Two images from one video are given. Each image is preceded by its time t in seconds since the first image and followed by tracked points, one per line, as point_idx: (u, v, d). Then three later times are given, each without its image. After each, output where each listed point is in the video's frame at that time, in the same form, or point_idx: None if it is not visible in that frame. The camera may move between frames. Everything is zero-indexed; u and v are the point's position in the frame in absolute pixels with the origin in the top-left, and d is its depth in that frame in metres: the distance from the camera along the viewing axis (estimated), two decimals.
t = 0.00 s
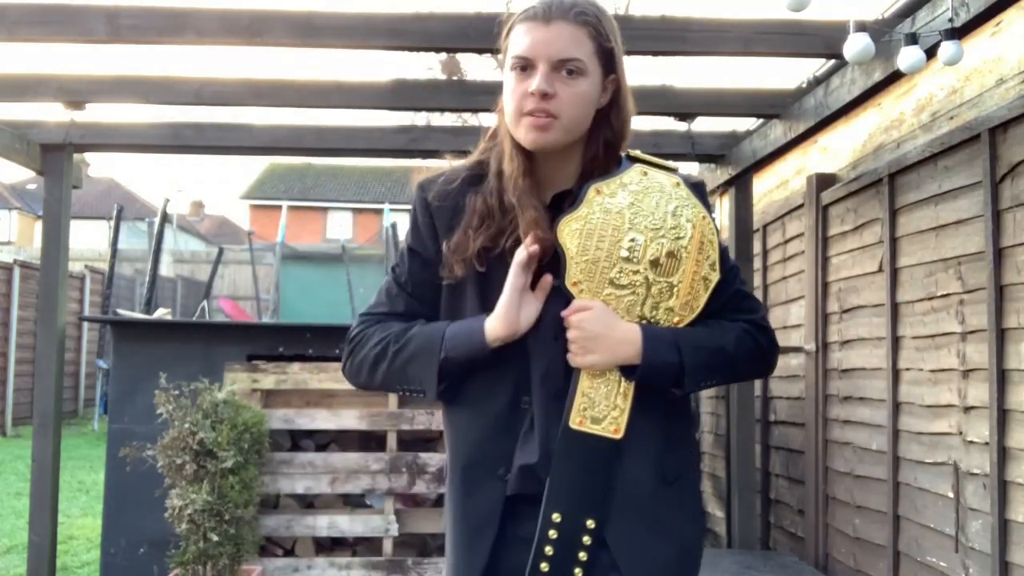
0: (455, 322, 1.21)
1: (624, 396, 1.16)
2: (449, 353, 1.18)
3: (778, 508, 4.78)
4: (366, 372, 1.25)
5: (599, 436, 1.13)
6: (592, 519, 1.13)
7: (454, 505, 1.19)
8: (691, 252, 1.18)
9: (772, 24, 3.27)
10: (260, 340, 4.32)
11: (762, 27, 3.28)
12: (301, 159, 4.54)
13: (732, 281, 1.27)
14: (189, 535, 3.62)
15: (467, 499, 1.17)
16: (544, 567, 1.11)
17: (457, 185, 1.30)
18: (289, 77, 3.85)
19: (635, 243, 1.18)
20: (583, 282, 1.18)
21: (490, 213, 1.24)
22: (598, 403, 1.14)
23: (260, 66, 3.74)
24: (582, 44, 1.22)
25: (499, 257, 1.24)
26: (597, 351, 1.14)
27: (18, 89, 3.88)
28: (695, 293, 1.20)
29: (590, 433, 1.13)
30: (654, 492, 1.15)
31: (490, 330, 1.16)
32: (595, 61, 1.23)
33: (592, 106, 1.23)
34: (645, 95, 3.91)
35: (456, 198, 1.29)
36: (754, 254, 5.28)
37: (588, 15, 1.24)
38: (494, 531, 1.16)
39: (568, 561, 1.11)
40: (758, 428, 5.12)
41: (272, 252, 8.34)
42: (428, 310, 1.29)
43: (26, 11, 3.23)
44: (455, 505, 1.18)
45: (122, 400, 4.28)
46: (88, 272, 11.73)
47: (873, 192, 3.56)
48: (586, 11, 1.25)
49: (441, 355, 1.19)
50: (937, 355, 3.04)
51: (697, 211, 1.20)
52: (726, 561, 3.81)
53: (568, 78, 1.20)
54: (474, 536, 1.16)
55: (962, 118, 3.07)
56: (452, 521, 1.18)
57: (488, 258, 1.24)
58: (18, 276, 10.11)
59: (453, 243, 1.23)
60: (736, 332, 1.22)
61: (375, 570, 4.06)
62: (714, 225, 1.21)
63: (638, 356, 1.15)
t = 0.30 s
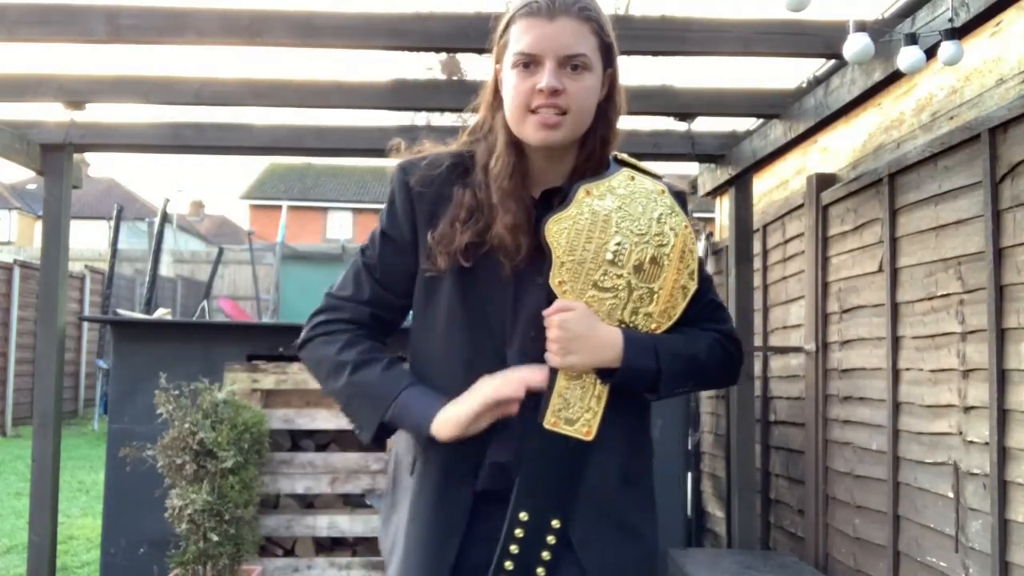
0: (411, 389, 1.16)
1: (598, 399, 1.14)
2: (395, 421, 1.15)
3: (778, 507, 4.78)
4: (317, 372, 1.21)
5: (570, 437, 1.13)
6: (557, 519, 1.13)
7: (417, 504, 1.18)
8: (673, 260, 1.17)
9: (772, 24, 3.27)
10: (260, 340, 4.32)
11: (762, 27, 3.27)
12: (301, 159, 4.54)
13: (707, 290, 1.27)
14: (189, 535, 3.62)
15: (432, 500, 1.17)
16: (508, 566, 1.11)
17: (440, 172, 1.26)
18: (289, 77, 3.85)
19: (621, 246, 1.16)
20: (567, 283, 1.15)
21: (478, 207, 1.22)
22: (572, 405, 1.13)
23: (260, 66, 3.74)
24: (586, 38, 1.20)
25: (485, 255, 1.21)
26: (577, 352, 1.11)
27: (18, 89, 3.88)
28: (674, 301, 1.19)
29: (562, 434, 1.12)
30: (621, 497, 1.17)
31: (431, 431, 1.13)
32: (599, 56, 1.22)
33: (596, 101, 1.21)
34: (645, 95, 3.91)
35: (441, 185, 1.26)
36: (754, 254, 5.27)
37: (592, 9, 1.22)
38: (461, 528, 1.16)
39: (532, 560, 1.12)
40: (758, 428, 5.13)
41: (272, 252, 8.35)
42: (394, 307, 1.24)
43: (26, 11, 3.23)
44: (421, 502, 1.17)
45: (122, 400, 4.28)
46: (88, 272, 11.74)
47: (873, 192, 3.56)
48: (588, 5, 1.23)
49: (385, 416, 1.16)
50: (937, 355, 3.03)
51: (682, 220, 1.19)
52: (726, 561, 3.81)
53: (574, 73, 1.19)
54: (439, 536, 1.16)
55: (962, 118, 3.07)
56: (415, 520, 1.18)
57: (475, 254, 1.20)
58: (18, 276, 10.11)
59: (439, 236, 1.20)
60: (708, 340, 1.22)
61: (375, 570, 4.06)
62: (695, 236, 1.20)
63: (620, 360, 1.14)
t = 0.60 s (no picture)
0: (391, 419, 1.05)
1: (556, 412, 1.12)
2: (369, 455, 1.04)
3: (778, 508, 4.79)
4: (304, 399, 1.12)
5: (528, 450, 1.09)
6: (510, 529, 1.10)
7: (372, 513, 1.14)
8: (635, 276, 1.14)
9: (772, 24, 3.27)
10: (259, 340, 4.32)
11: (762, 27, 3.27)
12: (301, 159, 4.54)
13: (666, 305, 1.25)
14: (189, 535, 3.62)
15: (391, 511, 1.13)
16: None
17: (413, 182, 1.21)
18: (290, 77, 3.85)
19: (584, 261, 1.12)
20: (530, 296, 1.12)
21: (453, 225, 1.17)
22: (530, 418, 1.10)
23: (260, 66, 3.74)
24: (563, 58, 1.17)
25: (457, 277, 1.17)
26: (539, 365, 1.09)
27: (18, 89, 3.88)
28: (635, 315, 1.16)
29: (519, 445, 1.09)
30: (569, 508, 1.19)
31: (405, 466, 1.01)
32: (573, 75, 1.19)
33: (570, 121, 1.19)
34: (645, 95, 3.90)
35: (413, 196, 1.20)
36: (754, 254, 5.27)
37: (565, 27, 1.20)
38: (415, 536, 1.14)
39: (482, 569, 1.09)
40: (758, 428, 5.12)
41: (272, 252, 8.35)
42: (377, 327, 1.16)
43: (26, 11, 3.23)
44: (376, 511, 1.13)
45: (122, 400, 4.28)
46: (88, 272, 11.74)
47: (873, 192, 3.56)
48: (561, 22, 1.20)
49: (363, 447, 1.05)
50: (937, 354, 3.04)
51: (643, 236, 1.15)
52: (726, 561, 3.81)
53: (553, 93, 1.16)
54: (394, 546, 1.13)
55: (962, 118, 3.07)
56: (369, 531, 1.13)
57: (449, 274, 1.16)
58: (18, 276, 10.11)
59: (413, 252, 1.15)
60: (667, 358, 1.20)
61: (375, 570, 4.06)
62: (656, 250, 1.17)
63: (580, 375, 1.11)
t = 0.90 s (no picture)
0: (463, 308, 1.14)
1: (536, 408, 1.17)
2: (466, 343, 1.11)
3: (778, 508, 4.79)
4: (371, 390, 1.14)
5: (506, 445, 1.15)
6: (497, 525, 1.14)
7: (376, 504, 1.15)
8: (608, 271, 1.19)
9: (772, 24, 3.27)
10: (260, 340, 4.33)
11: (762, 27, 3.27)
12: (301, 159, 4.54)
13: (650, 304, 1.28)
14: (189, 535, 3.62)
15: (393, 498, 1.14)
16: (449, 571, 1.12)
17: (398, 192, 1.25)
18: (290, 77, 3.85)
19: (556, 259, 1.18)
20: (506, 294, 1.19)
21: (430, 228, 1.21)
22: (508, 413, 1.16)
23: (260, 66, 3.74)
24: (512, 61, 1.22)
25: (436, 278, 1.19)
26: (515, 356, 1.15)
27: (18, 89, 3.88)
28: (611, 310, 1.22)
29: (499, 441, 1.14)
30: (564, 503, 1.18)
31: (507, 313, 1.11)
32: (523, 73, 1.24)
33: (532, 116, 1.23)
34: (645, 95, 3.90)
35: (396, 204, 1.24)
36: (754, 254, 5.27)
37: (505, 32, 1.25)
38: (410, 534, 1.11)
39: (472, 566, 1.12)
40: (758, 428, 5.12)
41: (272, 253, 8.35)
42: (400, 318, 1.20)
43: (26, 11, 3.23)
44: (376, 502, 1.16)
45: (122, 400, 4.27)
46: (88, 272, 11.75)
47: (873, 192, 3.56)
48: (501, 29, 1.25)
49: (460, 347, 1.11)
50: (937, 355, 3.03)
51: (617, 233, 1.21)
52: (726, 561, 3.81)
53: (506, 94, 1.20)
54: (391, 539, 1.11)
55: (962, 118, 3.07)
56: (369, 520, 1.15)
57: (427, 275, 1.18)
58: (18, 276, 10.11)
59: (392, 256, 1.18)
60: (645, 354, 1.23)
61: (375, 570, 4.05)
62: (633, 246, 1.22)
63: (552, 369, 1.15)
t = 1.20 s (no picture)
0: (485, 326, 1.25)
1: (565, 428, 1.21)
2: (489, 360, 1.21)
3: (778, 508, 4.79)
4: (409, 415, 1.25)
5: (539, 463, 1.19)
6: (537, 540, 1.17)
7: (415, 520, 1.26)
8: (625, 296, 1.24)
9: (772, 24, 3.27)
10: (260, 340, 4.33)
11: (762, 27, 3.27)
12: (301, 159, 4.54)
13: (676, 324, 1.31)
14: (189, 535, 3.62)
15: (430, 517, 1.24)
16: None
17: (431, 236, 1.37)
18: (290, 77, 3.85)
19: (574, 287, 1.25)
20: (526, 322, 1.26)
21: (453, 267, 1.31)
22: (540, 434, 1.20)
23: (260, 66, 3.74)
24: (525, 99, 1.30)
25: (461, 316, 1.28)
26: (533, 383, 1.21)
27: (18, 88, 3.88)
28: (631, 331, 1.25)
29: (529, 461, 1.19)
30: (604, 525, 1.21)
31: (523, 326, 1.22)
32: (539, 111, 1.32)
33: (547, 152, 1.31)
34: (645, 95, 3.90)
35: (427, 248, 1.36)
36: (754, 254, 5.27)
37: (521, 75, 1.33)
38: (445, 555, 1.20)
39: None
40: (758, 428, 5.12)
41: (272, 253, 8.36)
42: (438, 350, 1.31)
43: (26, 11, 3.23)
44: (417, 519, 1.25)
45: (122, 400, 4.27)
46: (88, 272, 11.75)
47: (873, 192, 3.56)
48: (518, 73, 1.34)
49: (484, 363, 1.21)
50: (937, 354, 3.04)
51: (636, 259, 1.26)
52: (726, 561, 3.81)
53: (521, 131, 1.28)
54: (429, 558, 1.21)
55: (962, 118, 3.07)
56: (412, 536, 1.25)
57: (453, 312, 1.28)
58: (18, 275, 10.11)
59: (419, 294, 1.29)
60: (670, 375, 1.26)
61: (375, 570, 4.05)
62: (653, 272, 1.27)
63: (570, 395, 1.20)
